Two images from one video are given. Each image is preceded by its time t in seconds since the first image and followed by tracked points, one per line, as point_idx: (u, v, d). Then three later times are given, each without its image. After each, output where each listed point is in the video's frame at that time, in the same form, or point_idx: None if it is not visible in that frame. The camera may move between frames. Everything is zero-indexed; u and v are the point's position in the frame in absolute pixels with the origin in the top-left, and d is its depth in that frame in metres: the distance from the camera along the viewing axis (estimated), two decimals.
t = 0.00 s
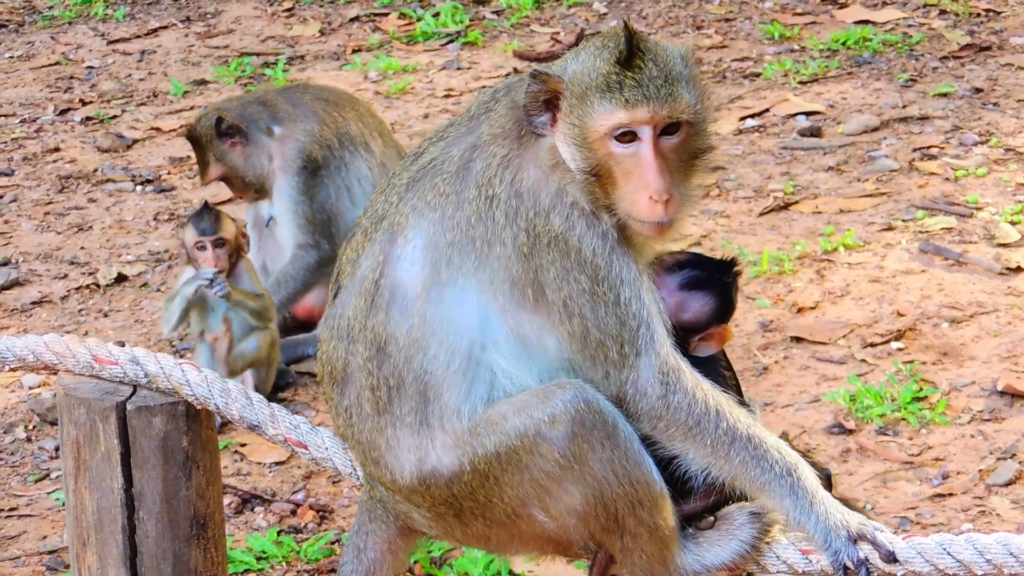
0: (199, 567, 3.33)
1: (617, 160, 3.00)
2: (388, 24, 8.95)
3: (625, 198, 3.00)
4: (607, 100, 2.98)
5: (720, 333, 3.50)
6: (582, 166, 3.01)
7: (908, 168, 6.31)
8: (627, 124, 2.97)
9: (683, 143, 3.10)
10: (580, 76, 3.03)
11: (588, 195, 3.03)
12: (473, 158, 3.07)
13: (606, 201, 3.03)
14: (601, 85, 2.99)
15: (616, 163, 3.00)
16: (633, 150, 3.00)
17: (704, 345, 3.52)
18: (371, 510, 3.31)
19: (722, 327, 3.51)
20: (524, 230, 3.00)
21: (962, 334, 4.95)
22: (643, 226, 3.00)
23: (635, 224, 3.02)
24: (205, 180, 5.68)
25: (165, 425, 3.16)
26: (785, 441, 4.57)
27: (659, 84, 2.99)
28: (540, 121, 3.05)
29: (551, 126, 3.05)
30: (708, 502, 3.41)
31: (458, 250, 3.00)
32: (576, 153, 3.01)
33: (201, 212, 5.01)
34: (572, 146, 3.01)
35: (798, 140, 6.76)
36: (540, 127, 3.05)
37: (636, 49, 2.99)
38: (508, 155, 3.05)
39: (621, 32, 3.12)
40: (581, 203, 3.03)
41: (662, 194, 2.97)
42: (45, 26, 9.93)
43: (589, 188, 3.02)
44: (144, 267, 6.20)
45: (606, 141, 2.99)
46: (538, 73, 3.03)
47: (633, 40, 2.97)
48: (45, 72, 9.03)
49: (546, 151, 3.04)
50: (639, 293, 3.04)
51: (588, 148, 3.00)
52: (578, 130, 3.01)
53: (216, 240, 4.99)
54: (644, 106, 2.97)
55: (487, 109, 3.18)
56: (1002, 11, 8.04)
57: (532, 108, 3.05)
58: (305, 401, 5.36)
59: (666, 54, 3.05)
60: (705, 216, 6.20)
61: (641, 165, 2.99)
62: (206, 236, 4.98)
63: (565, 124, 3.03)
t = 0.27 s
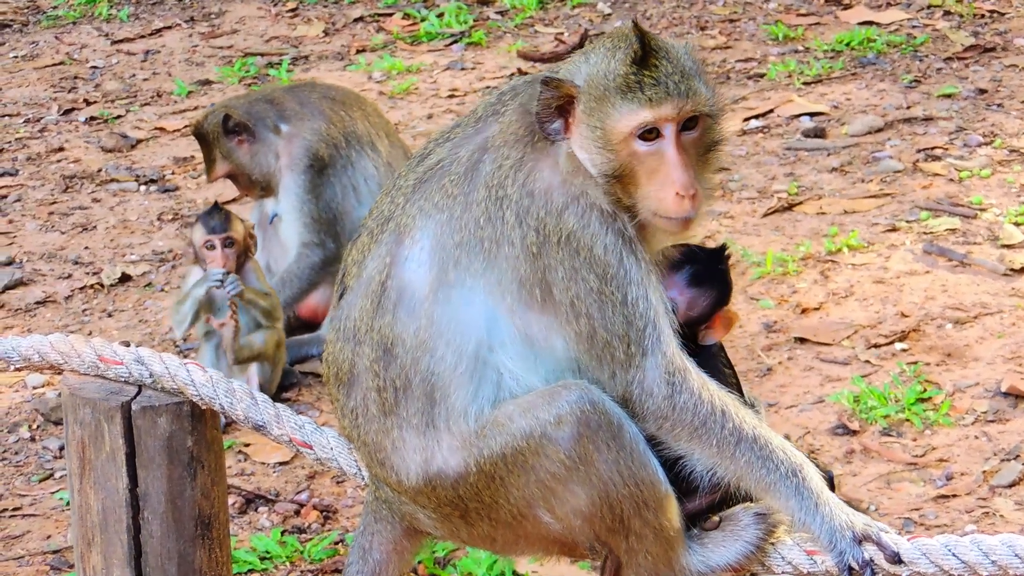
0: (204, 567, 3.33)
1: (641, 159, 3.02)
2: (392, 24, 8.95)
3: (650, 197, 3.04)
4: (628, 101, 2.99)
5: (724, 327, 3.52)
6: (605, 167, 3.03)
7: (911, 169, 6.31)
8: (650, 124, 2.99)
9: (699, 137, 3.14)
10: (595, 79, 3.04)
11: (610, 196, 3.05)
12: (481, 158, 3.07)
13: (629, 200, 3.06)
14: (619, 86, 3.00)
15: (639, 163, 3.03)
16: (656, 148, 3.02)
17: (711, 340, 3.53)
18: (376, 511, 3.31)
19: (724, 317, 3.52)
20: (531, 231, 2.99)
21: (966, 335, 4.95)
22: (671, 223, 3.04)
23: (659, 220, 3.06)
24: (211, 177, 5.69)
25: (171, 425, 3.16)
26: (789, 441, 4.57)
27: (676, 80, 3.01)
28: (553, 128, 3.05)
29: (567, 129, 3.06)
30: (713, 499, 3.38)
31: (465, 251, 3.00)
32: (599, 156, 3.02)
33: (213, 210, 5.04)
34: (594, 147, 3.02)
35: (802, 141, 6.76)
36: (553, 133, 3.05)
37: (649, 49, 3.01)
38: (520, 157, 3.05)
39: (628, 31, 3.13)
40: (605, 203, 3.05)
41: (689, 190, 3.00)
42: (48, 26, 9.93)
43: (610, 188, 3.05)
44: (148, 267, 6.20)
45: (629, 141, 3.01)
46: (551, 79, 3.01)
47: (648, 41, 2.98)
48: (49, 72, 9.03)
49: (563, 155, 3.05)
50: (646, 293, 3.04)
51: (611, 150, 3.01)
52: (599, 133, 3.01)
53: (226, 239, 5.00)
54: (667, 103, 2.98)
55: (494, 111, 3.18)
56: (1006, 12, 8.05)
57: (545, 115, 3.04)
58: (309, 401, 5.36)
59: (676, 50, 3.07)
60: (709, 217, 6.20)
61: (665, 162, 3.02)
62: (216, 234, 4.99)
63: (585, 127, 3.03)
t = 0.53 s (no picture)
0: (207, 567, 3.33)
1: (656, 156, 3.07)
2: (395, 25, 8.96)
3: (665, 194, 3.08)
4: (643, 97, 3.03)
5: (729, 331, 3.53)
6: (620, 166, 3.06)
7: (914, 170, 6.31)
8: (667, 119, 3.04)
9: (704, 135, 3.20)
10: (607, 78, 3.07)
11: (625, 194, 3.07)
12: (486, 158, 3.08)
13: (643, 198, 3.09)
14: (633, 85, 3.04)
15: (654, 160, 3.07)
16: (671, 145, 3.07)
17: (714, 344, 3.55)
18: (380, 512, 3.31)
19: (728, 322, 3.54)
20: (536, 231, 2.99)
21: (969, 337, 4.95)
22: (686, 219, 3.09)
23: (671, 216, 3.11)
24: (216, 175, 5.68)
25: (174, 425, 3.16)
26: (793, 442, 4.57)
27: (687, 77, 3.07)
28: (563, 130, 3.05)
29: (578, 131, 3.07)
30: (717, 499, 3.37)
31: (471, 251, 3.00)
32: (616, 154, 3.05)
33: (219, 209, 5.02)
34: (609, 146, 3.05)
35: (805, 142, 6.76)
36: (564, 135, 3.05)
37: (659, 47, 3.06)
38: (527, 158, 3.05)
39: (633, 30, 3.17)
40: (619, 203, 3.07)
41: (705, 185, 3.06)
42: (52, 26, 9.94)
43: (625, 187, 3.07)
44: (151, 267, 6.21)
45: (645, 139, 3.05)
46: (561, 81, 3.01)
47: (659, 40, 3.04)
48: (52, 72, 9.03)
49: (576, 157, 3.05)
50: (651, 292, 3.03)
51: (628, 147, 3.04)
52: (615, 131, 3.04)
53: (229, 238, 4.99)
54: (681, 100, 3.04)
55: (499, 113, 3.19)
56: (1009, 13, 8.05)
57: (554, 117, 3.04)
58: (312, 402, 5.36)
59: (682, 49, 3.14)
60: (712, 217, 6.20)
61: (680, 159, 3.07)
62: (219, 234, 4.98)
63: (599, 126, 3.06)
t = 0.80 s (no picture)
0: (209, 567, 3.33)
1: (682, 152, 3.09)
2: (397, 25, 8.96)
3: (690, 190, 3.11)
4: (670, 94, 3.07)
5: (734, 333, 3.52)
6: (647, 163, 3.08)
7: (916, 170, 6.32)
8: (696, 115, 3.07)
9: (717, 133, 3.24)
10: (630, 77, 3.10)
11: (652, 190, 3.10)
12: (488, 160, 3.09)
13: (668, 194, 3.12)
14: (658, 82, 3.08)
15: (681, 156, 3.09)
16: (697, 141, 3.10)
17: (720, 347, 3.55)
18: (381, 514, 3.31)
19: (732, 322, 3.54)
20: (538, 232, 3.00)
21: (970, 337, 4.95)
22: (711, 214, 3.13)
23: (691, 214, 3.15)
24: (218, 176, 5.69)
25: (176, 425, 3.16)
26: (794, 443, 4.57)
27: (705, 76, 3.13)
28: (581, 134, 3.04)
29: (599, 132, 3.07)
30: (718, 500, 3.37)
31: (472, 254, 3.01)
32: (645, 151, 3.07)
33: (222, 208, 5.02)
34: (637, 143, 3.06)
35: (806, 143, 6.76)
36: (580, 139, 3.04)
37: (678, 46, 3.12)
38: (535, 159, 3.06)
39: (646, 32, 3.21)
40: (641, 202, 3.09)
41: (730, 180, 3.11)
42: (54, 26, 9.95)
43: (651, 183, 3.09)
44: (153, 267, 6.21)
45: (673, 135, 3.07)
46: (579, 86, 3.01)
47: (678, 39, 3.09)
48: (54, 72, 9.04)
49: (596, 163, 3.05)
50: (653, 293, 3.04)
51: (656, 144, 3.07)
52: (644, 128, 3.07)
53: (229, 237, 4.97)
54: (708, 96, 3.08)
55: (500, 115, 3.19)
56: (1011, 14, 8.05)
57: (571, 121, 3.03)
58: (314, 402, 5.37)
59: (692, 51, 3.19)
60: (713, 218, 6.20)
61: (706, 154, 3.10)
62: (219, 232, 4.96)
63: (626, 124, 3.07)
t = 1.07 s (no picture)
0: (209, 568, 3.33)
1: (679, 151, 3.10)
2: (397, 27, 8.96)
3: (688, 188, 3.12)
4: (665, 93, 3.10)
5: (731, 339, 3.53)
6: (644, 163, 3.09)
7: (916, 172, 6.31)
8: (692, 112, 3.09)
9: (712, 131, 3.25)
10: (626, 76, 3.11)
11: (651, 188, 3.11)
12: (487, 162, 3.09)
13: (667, 192, 3.13)
14: (653, 82, 3.10)
15: (678, 154, 3.10)
16: (694, 139, 3.12)
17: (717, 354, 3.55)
18: (381, 516, 3.31)
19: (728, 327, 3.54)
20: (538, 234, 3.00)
21: (971, 339, 4.95)
22: (710, 213, 3.13)
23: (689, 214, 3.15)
24: (219, 180, 5.69)
25: (176, 427, 3.16)
26: (794, 445, 4.57)
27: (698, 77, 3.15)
28: (579, 134, 3.04)
29: (597, 133, 3.07)
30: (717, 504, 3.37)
31: (471, 256, 3.01)
32: (642, 150, 3.08)
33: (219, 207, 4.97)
34: (634, 142, 3.08)
35: (807, 145, 6.76)
36: (580, 139, 3.03)
37: (673, 46, 3.15)
38: (534, 161, 3.06)
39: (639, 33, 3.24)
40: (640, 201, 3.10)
41: (727, 177, 3.12)
42: (54, 28, 9.95)
43: (649, 181, 3.10)
44: (153, 269, 6.22)
45: (669, 133, 3.09)
46: (578, 84, 3.01)
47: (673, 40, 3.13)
48: (55, 74, 9.05)
49: (594, 164, 3.05)
50: (652, 294, 3.03)
51: (653, 143, 3.08)
52: (641, 127, 3.08)
53: (227, 238, 4.96)
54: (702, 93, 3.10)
55: (499, 117, 3.19)
56: (1011, 16, 8.04)
57: (570, 122, 3.02)
58: (314, 403, 5.37)
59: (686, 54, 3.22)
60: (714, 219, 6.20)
61: (703, 152, 3.12)
62: (218, 233, 4.95)
63: (623, 124, 3.08)
